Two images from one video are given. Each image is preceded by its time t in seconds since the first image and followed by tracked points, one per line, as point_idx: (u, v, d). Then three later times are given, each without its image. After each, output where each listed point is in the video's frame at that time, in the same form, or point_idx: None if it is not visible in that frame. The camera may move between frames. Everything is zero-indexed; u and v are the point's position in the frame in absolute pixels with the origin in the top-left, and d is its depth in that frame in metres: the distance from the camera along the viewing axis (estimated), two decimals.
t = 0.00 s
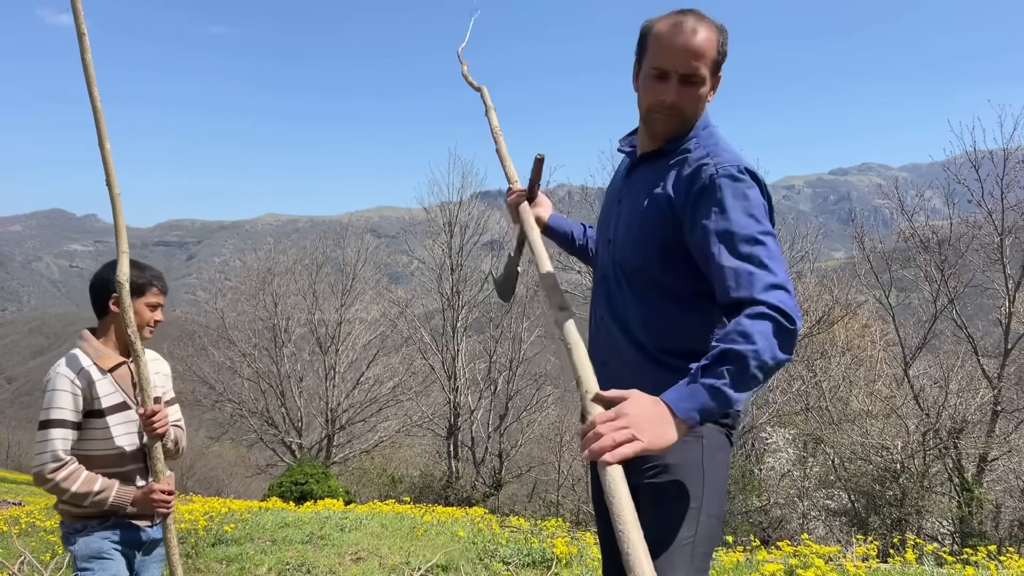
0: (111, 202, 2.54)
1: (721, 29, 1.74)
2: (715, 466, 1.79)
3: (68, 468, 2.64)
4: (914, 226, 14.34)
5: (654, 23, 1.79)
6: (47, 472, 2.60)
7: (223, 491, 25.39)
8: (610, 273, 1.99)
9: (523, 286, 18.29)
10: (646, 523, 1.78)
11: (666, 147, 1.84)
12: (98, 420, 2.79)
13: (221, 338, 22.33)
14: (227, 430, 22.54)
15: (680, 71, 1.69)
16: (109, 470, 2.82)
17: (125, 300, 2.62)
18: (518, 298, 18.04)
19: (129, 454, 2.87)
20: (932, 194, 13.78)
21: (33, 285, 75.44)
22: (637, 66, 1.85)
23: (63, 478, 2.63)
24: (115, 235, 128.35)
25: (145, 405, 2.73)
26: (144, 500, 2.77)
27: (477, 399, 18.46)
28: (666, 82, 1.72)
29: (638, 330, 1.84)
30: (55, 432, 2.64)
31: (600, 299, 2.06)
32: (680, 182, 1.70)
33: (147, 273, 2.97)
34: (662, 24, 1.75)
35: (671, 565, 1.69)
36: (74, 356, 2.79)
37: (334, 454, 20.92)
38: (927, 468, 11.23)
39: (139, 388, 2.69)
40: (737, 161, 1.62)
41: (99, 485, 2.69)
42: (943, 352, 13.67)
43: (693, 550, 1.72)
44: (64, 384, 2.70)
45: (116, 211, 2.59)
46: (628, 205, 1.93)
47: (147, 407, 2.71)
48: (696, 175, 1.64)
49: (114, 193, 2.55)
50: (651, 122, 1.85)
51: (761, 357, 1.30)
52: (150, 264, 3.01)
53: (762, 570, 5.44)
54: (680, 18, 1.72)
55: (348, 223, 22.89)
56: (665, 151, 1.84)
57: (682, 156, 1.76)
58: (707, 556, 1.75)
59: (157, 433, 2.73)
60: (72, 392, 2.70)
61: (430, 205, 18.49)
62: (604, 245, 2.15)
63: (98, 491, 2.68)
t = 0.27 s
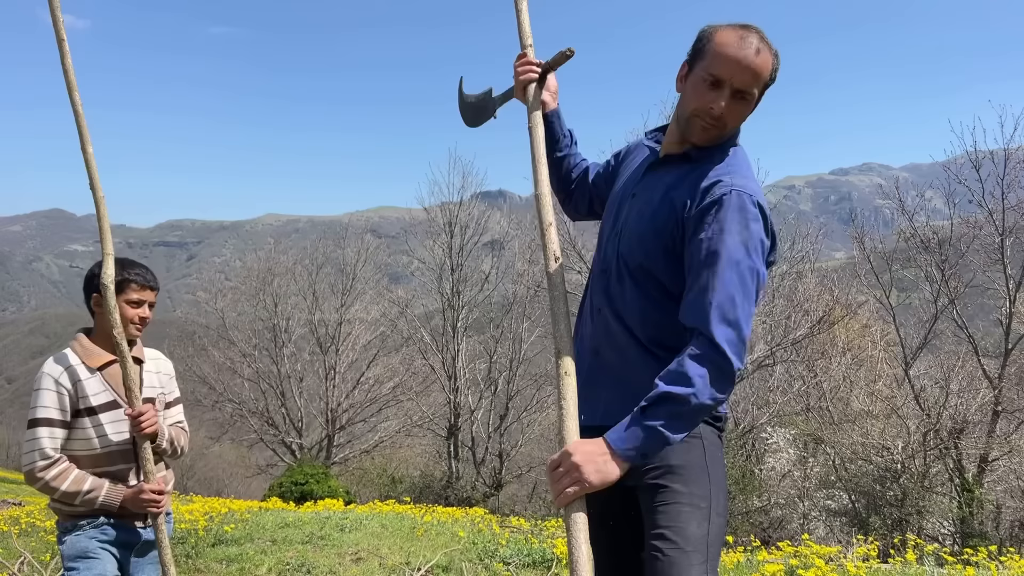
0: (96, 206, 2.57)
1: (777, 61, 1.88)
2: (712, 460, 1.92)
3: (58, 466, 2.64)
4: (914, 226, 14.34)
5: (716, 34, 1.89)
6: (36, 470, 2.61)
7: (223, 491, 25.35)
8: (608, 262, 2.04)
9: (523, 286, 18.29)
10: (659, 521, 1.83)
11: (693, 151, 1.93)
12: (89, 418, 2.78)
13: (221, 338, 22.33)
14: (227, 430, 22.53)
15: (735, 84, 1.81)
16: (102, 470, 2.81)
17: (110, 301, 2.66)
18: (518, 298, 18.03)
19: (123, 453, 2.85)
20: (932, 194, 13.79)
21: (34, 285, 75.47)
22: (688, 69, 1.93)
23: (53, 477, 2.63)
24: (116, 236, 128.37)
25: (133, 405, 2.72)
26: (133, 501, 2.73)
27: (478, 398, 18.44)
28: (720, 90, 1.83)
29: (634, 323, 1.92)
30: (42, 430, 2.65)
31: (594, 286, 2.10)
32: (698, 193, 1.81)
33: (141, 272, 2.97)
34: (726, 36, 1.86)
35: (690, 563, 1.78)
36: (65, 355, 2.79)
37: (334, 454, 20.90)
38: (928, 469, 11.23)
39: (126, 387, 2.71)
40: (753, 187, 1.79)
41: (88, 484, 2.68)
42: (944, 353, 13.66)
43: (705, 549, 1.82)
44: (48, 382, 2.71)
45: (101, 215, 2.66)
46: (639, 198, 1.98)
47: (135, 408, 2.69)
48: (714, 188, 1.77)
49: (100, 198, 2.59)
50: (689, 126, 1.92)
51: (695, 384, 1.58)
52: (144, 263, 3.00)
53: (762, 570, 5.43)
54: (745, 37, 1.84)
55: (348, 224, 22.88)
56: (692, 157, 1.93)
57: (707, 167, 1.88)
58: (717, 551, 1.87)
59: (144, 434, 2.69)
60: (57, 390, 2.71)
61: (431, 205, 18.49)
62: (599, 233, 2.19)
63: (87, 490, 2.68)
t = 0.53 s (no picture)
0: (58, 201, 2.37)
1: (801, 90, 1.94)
2: (713, 458, 1.95)
3: (45, 461, 2.64)
4: (915, 226, 14.33)
5: (751, 48, 1.90)
6: (21, 465, 2.60)
7: (224, 491, 25.36)
8: (612, 261, 2.01)
9: (524, 286, 18.31)
10: (662, 520, 1.83)
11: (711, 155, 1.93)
12: (84, 415, 2.78)
13: (222, 338, 22.35)
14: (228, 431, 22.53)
15: (770, 96, 1.83)
16: (95, 467, 2.80)
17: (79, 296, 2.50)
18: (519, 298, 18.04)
19: (112, 450, 2.83)
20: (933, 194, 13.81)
21: (35, 286, 75.53)
22: (717, 75, 1.92)
23: (38, 471, 2.62)
24: (117, 237, 128.48)
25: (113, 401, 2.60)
26: (117, 498, 2.67)
27: (478, 399, 18.45)
28: (756, 99, 1.83)
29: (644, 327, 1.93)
30: (35, 426, 2.65)
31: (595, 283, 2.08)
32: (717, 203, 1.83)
33: (146, 274, 2.98)
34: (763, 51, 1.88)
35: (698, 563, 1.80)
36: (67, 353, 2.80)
37: (335, 454, 20.90)
38: (928, 470, 11.22)
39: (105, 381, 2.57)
40: (766, 201, 1.85)
41: (75, 479, 2.69)
42: (945, 353, 13.66)
43: (709, 548, 1.84)
44: (49, 380, 2.70)
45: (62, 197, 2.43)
46: (650, 199, 1.95)
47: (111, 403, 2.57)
48: (734, 203, 1.81)
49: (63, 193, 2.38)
50: (715, 128, 1.90)
51: (694, 405, 1.72)
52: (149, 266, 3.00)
53: (762, 570, 5.42)
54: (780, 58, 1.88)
55: (348, 224, 22.90)
56: (711, 163, 1.93)
57: (725, 177, 1.90)
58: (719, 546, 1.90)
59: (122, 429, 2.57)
60: (56, 388, 2.71)
61: (431, 206, 18.51)
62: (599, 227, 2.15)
63: (75, 484, 2.69)
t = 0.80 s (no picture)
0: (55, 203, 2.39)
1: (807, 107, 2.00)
2: (714, 458, 1.99)
3: (48, 454, 2.63)
4: (915, 227, 14.33)
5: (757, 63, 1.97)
6: (25, 456, 2.60)
7: (224, 491, 25.36)
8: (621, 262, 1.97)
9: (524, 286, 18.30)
10: (666, 518, 1.82)
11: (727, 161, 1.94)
12: (87, 412, 2.77)
13: (222, 338, 22.34)
14: (228, 431, 22.51)
15: (784, 103, 1.88)
16: (97, 463, 2.79)
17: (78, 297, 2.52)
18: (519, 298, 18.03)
19: (113, 447, 2.82)
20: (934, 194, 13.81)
21: (35, 286, 75.54)
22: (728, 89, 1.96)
23: (43, 464, 2.62)
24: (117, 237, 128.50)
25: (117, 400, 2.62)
26: (117, 493, 2.66)
27: (478, 399, 18.45)
28: (771, 105, 1.88)
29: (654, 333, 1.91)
30: (39, 419, 2.65)
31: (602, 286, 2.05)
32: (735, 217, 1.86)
33: (156, 279, 2.99)
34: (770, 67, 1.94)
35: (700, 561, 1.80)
36: (72, 350, 2.80)
37: (335, 454, 20.89)
38: (928, 470, 11.22)
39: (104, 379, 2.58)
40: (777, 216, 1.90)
41: (77, 473, 2.68)
42: (945, 353, 13.66)
43: (711, 547, 1.85)
44: (55, 373, 2.70)
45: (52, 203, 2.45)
46: (664, 209, 1.93)
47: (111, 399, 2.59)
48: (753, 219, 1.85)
49: (61, 197, 2.40)
50: (732, 135, 1.91)
51: (693, 413, 1.73)
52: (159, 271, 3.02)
53: (763, 571, 5.41)
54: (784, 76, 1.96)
55: (349, 224, 22.89)
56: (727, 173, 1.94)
57: (736, 187, 1.94)
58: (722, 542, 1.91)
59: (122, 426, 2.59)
60: (61, 382, 2.71)
61: (432, 206, 18.51)
62: (603, 227, 2.11)
63: (76, 479, 2.67)
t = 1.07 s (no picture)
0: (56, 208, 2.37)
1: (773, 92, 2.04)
2: (715, 462, 2.00)
3: (55, 451, 2.64)
4: (915, 227, 14.32)
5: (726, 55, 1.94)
6: (31, 451, 2.61)
7: (225, 492, 25.37)
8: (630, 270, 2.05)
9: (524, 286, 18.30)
10: (667, 519, 1.85)
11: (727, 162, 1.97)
12: (94, 412, 2.78)
13: (222, 338, 22.35)
14: (229, 431, 22.51)
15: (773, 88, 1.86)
16: (102, 462, 2.80)
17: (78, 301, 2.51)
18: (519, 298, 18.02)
19: (119, 447, 2.82)
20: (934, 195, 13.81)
21: (36, 286, 75.64)
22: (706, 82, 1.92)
23: (48, 460, 2.62)
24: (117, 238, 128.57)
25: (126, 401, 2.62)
26: (121, 493, 2.68)
27: (479, 399, 18.46)
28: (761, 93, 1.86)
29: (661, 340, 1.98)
30: (49, 415, 2.65)
31: (607, 292, 2.11)
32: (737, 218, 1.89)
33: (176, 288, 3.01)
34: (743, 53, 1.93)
35: (699, 558, 1.78)
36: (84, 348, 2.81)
37: (335, 454, 20.88)
38: (929, 470, 11.22)
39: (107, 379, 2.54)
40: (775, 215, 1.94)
41: (81, 470, 2.68)
42: (945, 353, 13.66)
43: (711, 547, 1.85)
44: (67, 370, 2.71)
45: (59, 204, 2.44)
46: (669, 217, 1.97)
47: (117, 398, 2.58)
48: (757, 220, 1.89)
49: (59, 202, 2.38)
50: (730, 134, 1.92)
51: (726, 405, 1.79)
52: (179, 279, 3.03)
53: (764, 571, 5.42)
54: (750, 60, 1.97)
55: (349, 224, 22.88)
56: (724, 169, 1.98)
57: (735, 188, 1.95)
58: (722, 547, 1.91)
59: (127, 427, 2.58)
60: (73, 378, 2.71)
61: (432, 206, 18.51)
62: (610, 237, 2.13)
63: (79, 476, 2.68)
